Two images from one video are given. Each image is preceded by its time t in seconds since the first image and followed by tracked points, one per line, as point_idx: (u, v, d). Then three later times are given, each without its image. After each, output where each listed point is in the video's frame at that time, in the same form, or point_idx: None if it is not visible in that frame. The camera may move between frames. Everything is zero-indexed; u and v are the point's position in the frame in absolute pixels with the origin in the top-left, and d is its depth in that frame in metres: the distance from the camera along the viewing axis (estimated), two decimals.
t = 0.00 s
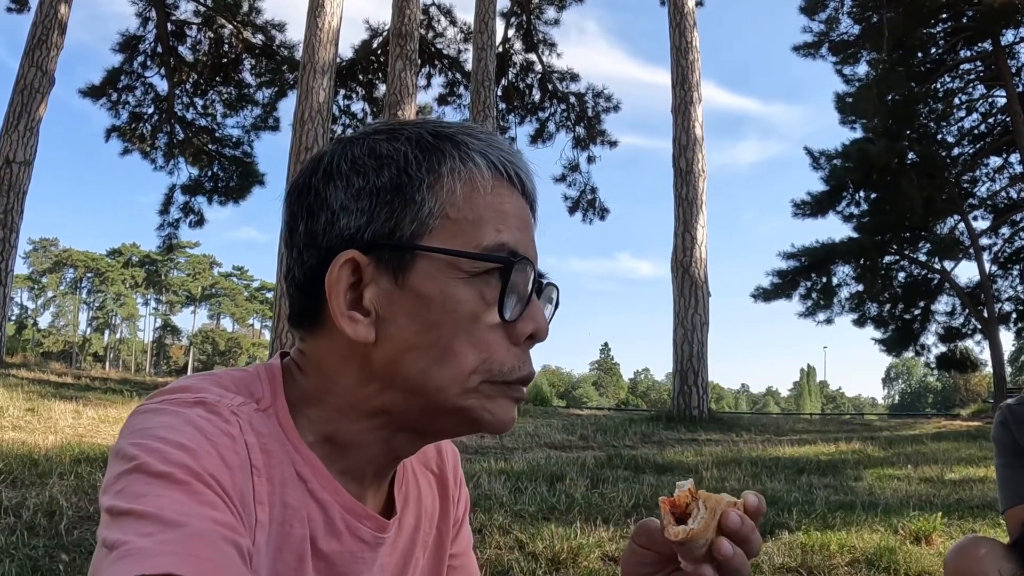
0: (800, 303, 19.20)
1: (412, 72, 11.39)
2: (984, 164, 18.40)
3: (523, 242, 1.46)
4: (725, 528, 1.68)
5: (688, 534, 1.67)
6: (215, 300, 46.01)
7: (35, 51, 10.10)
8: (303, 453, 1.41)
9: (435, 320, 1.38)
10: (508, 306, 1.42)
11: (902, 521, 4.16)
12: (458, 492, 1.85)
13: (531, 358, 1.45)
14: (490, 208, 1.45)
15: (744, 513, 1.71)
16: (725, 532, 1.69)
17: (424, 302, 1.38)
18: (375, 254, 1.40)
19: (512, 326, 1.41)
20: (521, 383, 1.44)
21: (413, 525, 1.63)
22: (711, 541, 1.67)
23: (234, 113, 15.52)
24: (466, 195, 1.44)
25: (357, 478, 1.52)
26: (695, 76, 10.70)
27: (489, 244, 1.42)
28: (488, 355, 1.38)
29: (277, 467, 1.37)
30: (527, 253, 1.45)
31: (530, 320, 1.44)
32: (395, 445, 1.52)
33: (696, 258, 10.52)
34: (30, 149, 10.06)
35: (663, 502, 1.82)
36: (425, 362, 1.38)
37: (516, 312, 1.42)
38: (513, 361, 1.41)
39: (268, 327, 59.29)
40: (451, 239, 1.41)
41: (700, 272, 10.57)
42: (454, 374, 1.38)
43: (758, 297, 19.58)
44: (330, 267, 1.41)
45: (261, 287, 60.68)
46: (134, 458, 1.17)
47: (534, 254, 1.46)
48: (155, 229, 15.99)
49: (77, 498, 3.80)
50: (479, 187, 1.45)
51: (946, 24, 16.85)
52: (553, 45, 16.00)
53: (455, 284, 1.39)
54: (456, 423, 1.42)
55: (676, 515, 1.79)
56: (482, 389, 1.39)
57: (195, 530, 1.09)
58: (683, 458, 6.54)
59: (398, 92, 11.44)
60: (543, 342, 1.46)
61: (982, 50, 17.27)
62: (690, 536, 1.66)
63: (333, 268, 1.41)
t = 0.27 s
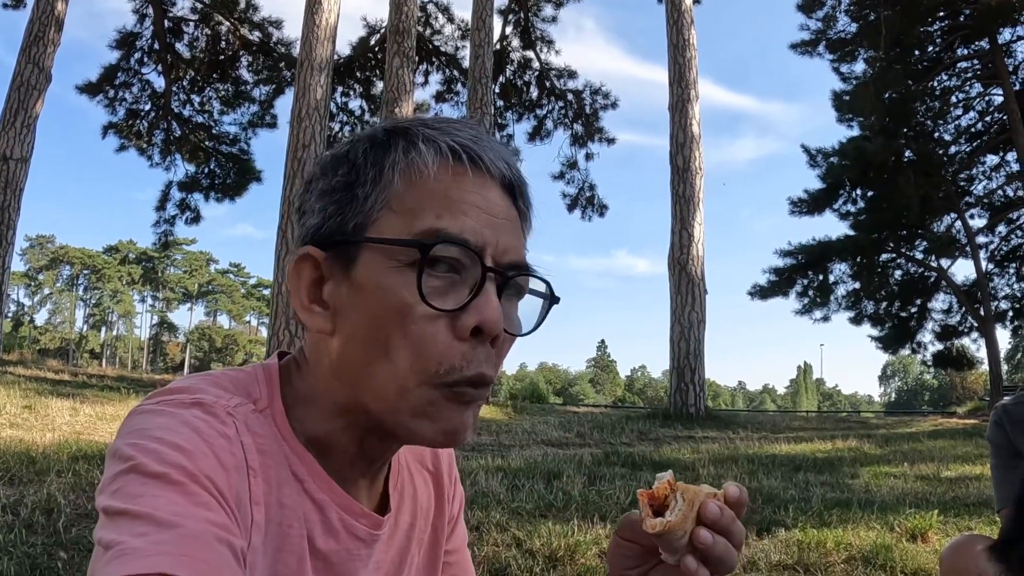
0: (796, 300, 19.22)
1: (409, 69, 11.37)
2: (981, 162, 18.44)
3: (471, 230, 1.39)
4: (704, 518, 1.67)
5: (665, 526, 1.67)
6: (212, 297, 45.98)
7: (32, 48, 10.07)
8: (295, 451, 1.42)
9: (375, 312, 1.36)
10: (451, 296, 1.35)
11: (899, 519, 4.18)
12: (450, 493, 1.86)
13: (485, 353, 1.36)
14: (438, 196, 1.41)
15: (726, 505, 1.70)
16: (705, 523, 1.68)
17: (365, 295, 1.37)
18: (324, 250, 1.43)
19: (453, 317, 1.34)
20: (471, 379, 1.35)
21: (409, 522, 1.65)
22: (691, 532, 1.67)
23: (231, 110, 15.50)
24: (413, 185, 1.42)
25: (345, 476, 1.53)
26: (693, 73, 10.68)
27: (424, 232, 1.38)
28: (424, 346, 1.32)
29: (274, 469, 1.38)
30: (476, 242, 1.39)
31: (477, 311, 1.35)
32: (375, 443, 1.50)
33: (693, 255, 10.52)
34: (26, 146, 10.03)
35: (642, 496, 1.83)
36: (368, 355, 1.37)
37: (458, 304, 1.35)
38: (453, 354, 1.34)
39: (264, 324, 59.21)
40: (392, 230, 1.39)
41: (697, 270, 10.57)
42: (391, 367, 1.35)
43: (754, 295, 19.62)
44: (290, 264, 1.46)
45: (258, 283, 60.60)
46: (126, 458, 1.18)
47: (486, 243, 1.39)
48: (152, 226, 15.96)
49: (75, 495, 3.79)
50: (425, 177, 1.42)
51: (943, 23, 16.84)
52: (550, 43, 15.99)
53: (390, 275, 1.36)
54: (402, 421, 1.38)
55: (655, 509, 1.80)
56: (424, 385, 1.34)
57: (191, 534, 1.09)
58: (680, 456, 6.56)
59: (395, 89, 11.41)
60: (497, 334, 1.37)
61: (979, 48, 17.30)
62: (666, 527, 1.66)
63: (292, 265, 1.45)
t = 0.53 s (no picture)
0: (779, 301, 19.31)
1: (393, 69, 11.33)
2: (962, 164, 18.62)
3: (421, 227, 1.53)
4: (677, 531, 1.67)
5: (633, 541, 1.66)
6: (195, 296, 45.60)
7: (14, 46, 9.95)
8: (267, 461, 1.49)
9: (329, 311, 1.49)
10: (398, 293, 1.47)
11: (882, 521, 4.21)
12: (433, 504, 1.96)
13: (432, 348, 1.46)
14: (390, 198, 1.55)
15: (698, 520, 1.70)
16: (678, 537, 1.68)
17: (322, 293, 1.51)
18: (289, 255, 1.59)
19: (397, 314, 1.45)
20: (417, 371, 1.45)
21: (387, 534, 1.74)
22: (662, 546, 1.66)
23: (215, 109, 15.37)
24: (367, 188, 1.57)
25: (320, 484, 1.62)
26: (676, 75, 10.72)
27: (373, 228, 1.52)
28: (368, 340, 1.43)
29: (242, 484, 1.44)
30: (424, 238, 1.52)
31: (421, 307, 1.46)
32: (343, 451, 1.59)
33: (676, 256, 10.56)
34: (8, 145, 9.91)
35: (609, 511, 1.82)
36: (321, 352, 1.49)
37: (405, 301, 1.46)
38: (397, 349, 1.44)
39: (247, 325, 58.75)
40: (350, 228, 1.54)
41: (680, 271, 10.60)
42: (341, 364, 1.46)
43: (737, 296, 19.70)
44: (262, 271, 1.62)
45: (241, 283, 60.17)
46: (93, 473, 1.24)
47: (437, 239, 1.53)
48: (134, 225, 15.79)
49: (56, 499, 3.76)
50: (381, 177, 1.57)
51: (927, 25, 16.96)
52: (535, 43, 15.99)
53: (343, 273, 1.50)
54: (352, 413, 1.48)
55: (622, 524, 1.78)
56: (371, 379, 1.44)
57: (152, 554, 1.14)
58: (664, 456, 6.58)
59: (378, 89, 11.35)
60: (443, 331, 1.47)
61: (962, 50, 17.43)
62: (636, 541, 1.65)
63: (264, 270, 1.61)
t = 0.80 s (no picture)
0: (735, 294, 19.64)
1: (350, 61, 11.24)
2: (917, 161, 19.04)
3: (387, 228, 1.52)
4: (622, 516, 1.69)
5: (578, 525, 1.68)
6: (150, 290, 44.77)
7: None
8: (234, 460, 1.48)
9: (296, 311, 1.48)
10: (363, 293, 1.47)
11: (839, 512, 4.32)
12: (400, 503, 1.96)
13: (396, 349, 1.46)
14: (355, 197, 1.54)
15: (645, 504, 1.73)
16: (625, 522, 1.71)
17: (288, 293, 1.50)
18: (256, 256, 1.58)
19: (361, 314, 1.45)
20: (379, 371, 1.44)
21: (356, 533, 1.74)
22: (608, 530, 1.69)
23: (171, 100, 15.04)
24: (333, 189, 1.56)
25: (289, 483, 1.61)
26: (634, 70, 10.81)
27: (338, 228, 1.51)
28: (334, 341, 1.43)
29: (210, 483, 1.42)
30: (389, 240, 1.51)
31: (385, 308, 1.46)
32: (310, 452, 1.58)
33: (632, 250, 10.67)
34: None
35: (556, 497, 1.82)
36: (288, 353, 1.48)
37: (369, 300, 1.46)
38: (363, 349, 1.43)
39: (203, 319, 57.81)
40: (315, 230, 1.52)
41: (636, 265, 10.71)
42: (306, 363, 1.45)
43: (694, 289, 19.97)
44: (228, 272, 1.62)
45: (199, 276, 59.27)
46: (59, 472, 1.23)
47: (402, 239, 1.52)
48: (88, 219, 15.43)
49: (10, 497, 3.67)
50: (347, 179, 1.56)
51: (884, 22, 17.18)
52: (493, 36, 15.97)
53: (310, 273, 1.49)
54: (319, 414, 1.47)
55: (568, 509, 1.79)
56: (337, 378, 1.43)
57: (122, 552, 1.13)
58: (620, 449, 6.65)
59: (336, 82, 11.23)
60: (408, 330, 1.47)
61: (918, 48, 17.71)
62: (580, 525, 1.67)
63: (231, 271, 1.60)
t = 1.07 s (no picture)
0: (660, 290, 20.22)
1: (279, 49, 11.00)
2: (841, 162, 19.72)
3: (318, 220, 1.51)
4: (537, 506, 1.71)
5: (491, 513, 1.71)
6: (70, 278, 43.16)
7: None
8: (165, 456, 1.44)
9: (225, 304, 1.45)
10: (294, 284, 1.45)
11: (762, 506, 4.47)
12: (335, 503, 1.95)
13: (325, 339, 1.44)
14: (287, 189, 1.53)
15: (561, 494, 1.75)
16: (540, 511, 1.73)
17: (218, 286, 1.47)
18: (190, 249, 1.55)
19: (288, 303, 1.42)
20: (307, 364, 1.42)
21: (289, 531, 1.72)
22: (523, 520, 1.71)
23: (96, 84, 14.49)
24: (266, 182, 1.54)
25: (220, 480, 1.58)
26: (563, 65, 10.90)
27: (271, 220, 1.49)
28: (262, 334, 1.40)
29: (141, 478, 1.38)
30: (321, 230, 1.50)
31: (317, 298, 1.44)
32: (243, 449, 1.55)
33: (557, 245, 10.79)
34: None
35: (471, 487, 1.87)
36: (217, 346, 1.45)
37: (299, 291, 1.43)
38: (291, 342, 1.41)
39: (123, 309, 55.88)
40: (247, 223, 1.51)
41: (560, 259, 10.85)
42: (234, 357, 1.42)
43: (619, 284, 20.39)
44: (162, 264, 1.58)
45: (123, 265, 57.34)
46: None
47: (334, 231, 1.51)
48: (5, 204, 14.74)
49: None
50: (280, 172, 1.55)
51: (812, 26, 17.73)
52: (424, 28, 15.85)
53: (240, 265, 1.46)
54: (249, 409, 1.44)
55: (482, 499, 1.84)
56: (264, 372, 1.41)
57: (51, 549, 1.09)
58: (543, 443, 6.74)
59: (263, 69, 10.96)
60: (338, 321, 1.45)
61: (844, 53, 18.42)
62: (494, 514, 1.70)
63: (164, 264, 1.57)
